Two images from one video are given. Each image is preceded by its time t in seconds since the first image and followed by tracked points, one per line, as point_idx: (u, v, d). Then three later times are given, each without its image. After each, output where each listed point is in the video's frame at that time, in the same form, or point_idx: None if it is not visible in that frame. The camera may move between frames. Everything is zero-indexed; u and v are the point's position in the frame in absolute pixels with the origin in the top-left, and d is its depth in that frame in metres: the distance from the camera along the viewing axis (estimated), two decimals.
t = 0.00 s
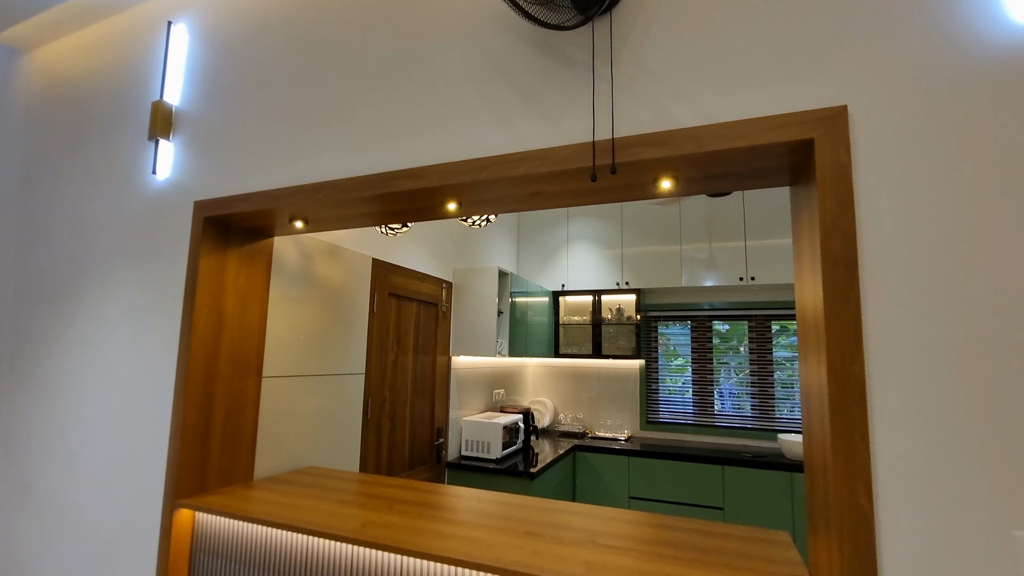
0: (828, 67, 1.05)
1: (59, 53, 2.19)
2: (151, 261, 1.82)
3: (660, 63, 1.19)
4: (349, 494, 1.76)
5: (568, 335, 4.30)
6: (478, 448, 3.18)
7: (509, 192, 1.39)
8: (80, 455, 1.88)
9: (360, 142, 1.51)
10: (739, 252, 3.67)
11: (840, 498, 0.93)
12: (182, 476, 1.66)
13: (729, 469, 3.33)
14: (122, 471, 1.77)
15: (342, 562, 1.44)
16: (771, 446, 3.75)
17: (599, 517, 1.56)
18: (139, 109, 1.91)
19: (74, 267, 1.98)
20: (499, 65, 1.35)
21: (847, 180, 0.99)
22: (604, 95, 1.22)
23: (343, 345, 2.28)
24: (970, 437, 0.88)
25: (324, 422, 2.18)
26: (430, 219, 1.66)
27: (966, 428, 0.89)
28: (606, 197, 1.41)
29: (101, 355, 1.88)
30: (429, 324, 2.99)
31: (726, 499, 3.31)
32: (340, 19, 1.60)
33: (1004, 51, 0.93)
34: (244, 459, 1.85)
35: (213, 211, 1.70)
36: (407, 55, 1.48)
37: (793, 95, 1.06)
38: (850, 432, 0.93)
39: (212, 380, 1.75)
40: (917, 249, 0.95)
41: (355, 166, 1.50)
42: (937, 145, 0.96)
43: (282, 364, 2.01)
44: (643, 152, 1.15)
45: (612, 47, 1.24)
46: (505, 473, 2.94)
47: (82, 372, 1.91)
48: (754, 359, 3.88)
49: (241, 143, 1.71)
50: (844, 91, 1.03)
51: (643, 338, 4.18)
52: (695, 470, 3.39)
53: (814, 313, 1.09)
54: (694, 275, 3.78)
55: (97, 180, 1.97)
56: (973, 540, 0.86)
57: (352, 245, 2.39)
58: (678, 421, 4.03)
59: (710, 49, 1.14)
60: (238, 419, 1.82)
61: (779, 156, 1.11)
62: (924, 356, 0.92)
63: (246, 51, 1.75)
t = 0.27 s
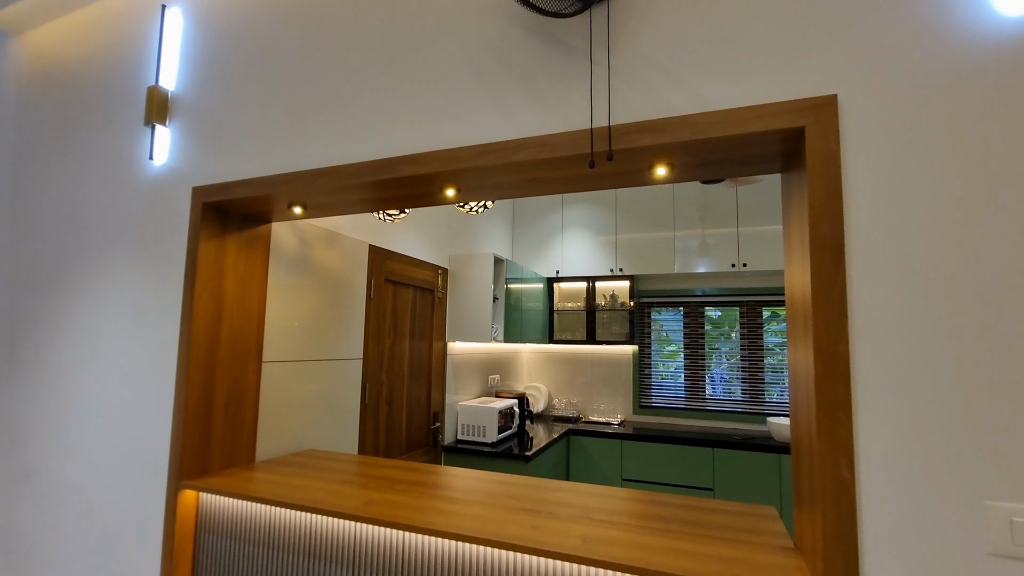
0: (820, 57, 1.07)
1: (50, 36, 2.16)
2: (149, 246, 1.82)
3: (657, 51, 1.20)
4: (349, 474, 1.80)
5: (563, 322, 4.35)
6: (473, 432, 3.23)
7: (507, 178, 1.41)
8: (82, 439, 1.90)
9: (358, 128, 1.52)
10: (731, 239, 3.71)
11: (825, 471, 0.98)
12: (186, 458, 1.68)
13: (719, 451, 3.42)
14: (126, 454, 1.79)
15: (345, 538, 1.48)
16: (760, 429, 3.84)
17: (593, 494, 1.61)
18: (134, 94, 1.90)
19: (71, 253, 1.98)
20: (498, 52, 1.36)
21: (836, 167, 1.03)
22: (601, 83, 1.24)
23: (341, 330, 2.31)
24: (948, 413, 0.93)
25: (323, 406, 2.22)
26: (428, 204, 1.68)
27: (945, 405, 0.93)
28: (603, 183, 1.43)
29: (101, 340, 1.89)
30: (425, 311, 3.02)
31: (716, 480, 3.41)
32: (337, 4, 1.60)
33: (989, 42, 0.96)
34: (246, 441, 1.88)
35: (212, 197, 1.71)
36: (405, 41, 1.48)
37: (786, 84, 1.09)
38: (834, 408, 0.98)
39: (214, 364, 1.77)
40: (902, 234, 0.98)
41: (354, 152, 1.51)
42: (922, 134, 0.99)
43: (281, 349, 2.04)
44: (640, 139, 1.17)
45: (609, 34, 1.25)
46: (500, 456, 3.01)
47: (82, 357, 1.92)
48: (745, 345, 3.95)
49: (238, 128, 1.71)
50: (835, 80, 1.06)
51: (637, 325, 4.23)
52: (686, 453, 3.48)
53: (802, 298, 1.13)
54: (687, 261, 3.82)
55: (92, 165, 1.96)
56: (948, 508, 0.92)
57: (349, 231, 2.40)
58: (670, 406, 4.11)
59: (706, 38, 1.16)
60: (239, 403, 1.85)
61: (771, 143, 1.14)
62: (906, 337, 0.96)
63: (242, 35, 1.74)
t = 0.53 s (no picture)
0: (811, 46, 1.09)
1: (41, 20, 2.14)
2: (147, 233, 1.83)
3: (652, 40, 1.22)
4: (349, 457, 1.83)
5: (557, 309, 4.39)
6: (469, 418, 3.25)
7: (504, 165, 1.43)
8: (82, 424, 1.92)
9: (355, 115, 1.52)
10: (724, 227, 3.75)
11: (809, 448, 1.02)
12: (187, 442, 1.71)
13: (710, 435, 3.49)
14: (127, 438, 1.81)
15: (346, 517, 1.52)
16: (751, 414, 3.92)
17: (587, 475, 1.66)
18: (128, 80, 1.89)
19: (67, 240, 1.98)
20: (494, 39, 1.37)
21: (824, 154, 1.05)
22: (597, 71, 1.26)
23: (338, 317, 2.33)
24: (927, 392, 0.97)
25: (322, 392, 2.25)
26: (425, 191, 1.69)
27: (924, 384, 0.97)
28: (598, 170, 1.46)
29: (99, 326, 1.90)
30: (421, 298, 3.05)
31: (707, 464, 3.48)
32: None
33: (972, 33, 0.99)
34: (246, 426, 1.91)
35: (209, 183, 1.72)
36: (402, 28, 1.49)
37: (777, 72, 1.11)
38: (819, 387, 1.02)
39: (213, 349, 1.79)
40: (887, 220, 1.02)
41: (351, 139, 1.52)
42: (907, 123, 1.02)
43: (280, 335, 2.06)
44: (634, 126, 1.20)
45: (605, 23, 1.27)
46: (495, 442, 3.04)
47: (82, 343, 1.93)
48: (736, 332, 4.00)
49: (234, 115, 1.71)
50: (825, 69, 1.08)
51: (630, 312, 4.28)
52: (678, 438, 3.55)
53: (790, 282, 1.17)
54: (680, 249, 3.86)
55: (87, 151, 1.96)
56: (926, 482, 0.96)
57: (346, 218, 2.42)
58: (662, 392, 4.18)
59: (700, 27, 1.18)
60: (239, 388, 1.88)
61: (762, 131, 1.16)
62: (888, 319, 1.00)
63: (237, 20, 1.74)
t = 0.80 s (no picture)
0: (804, 35, 1.11)
1: (35, 10, 2.13)
2: (145, 223, 1.84)
3: (647, 30, 1.23)
4: (349, 444, 1.86)
5: (554, 299, 4.42)
6: (467, 407, 3.29)
7: (501, 154, 1.44)
8: (84, 413, 1.93)
9: (353, 105, 1.53)
10: (720, 217, 3.78)
11: (799, 429, 1.05)
12: (190, 430, 1.73)
13: (705, 422, 3.54)
14: (129, 427, 1.83)
15: (348, 502, 1.55)
16: (745, 402, 3.97)
17: (584, 459, 1.69)
18: (125, 70, 1.89)
19: (66, 231, 1.99)
20: (491, 29, 1.38)
21: (816, 143, 1.07)
22: (593, 60, 1.27)
23: (337, 307, 2.35)
24: (913, 374, 1.00)
25: (322, 381, 2.27)
26: (423, 181, 1.71)
27: (910, 367, 1.00)
28: (594, 159, 1.47)
29: (99, 316, 1.91)
30: (419, 288, 3.07)
31: (702, 451, 3.54)
32: None
33: (961, 24, 1.01)
34: (247, 414, 1.93)
35: (208, 174, 1.72)
36: (398, 18, 1.49)
37: (770, 62, 1.13)
38: (808, 371, 1.05)
39: (214, 339, 1.81)
40: (876, 207, 1.04)
41: (348, 129, 1.53)
42: (897, 112, 1.04)
43: (279, 324, 2.08)
44: (630, 116, 1.21)
45: (601, 12, 1.28)
46: (493, 430, 3.07)
47: (82, 334, 1.94)
48: (732, 322, 4.04)
49: (232, 105, 1.71)
50: (817, 59, 1.10)
51: (627, 302, 4.32)
52: (674, 425, 3.60)
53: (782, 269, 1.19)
54: (676, 239, 3.88)
55: (84, 142, 1.96)
56: (912, 461, 0.99)
57: (344, 208, 2.43)
58: (658, 380, 4.22)
59: (695, 16, 1.19)
60: (240, 377, 1.90)
61: (756, 120, 1.18)
62: (876, 304, 1.03)
63: (233, 10, 1.73)
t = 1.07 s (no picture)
0: (799, 26, 1.12)
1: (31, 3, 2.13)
2: (145, 216, 1.84)
3: (644, 21, 1.24)
4: (350, 434, 1.89)
5: (551, 292, 4.44)
6: (466, 398, 3.32)
7: (499, 146, 1.45)
8: (86, 405, 1.95)
9: (351, 97, 1.54)
10: (716, 209, 3.79)
11: (792, 414, 1.07)
12: (193, 421, 1.75)
13: (701, 413, 3.58)
14: (131, 419, 1.85)
15: (350, 490, 1.58)
16: (741, 393, 4.01)
17: (582, 447, 1.72)
18: (122, 63, 1.89)
19: (65, 225, 2.00)
20: (489, 20, 1.39)
21: (810, 134, 1.09)
22: (590, 52, 1.28)
23: (336, 299, 2.36)
24: (903, 360, 1.02)
25: (322, 372, 2.29)
26: (422, 173, 1.72)
27: (900, 352, 1.03)
28: (591, 151, 1.48)
29: (100, 309, 1.92)
30: (417, 281, 3.08)
31: (698, 441, 3.58)
32: None
33: (952, 15, 1.02)
34: (249, 405, 1.95)
35: (207, 166, 1.73)
36: (396, 9, 1.50)
37: (766, 53, 1.14)
38: (801, 357, 1.07)
39: (215, 331, 1.82)
40: (869, 196, 1.06)
41: (347, 121, 1.53)
42: (890, 102, 1.06)
43: (279, 316, 2.09)
44: (627, 107, 1.22)
45: (598, 4, 1.29)
46: (492, 421, 3.10)
47: (82, 327, 1.96)
48: (728, 313, 4.07)
49: (230, 97, 1.72)
50: (811, 50, 1.11)
51: (624, 294, 4.34)
52: (671, 416, 3.63)
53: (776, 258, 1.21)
54: (673, 231, 3.90)
55: (83, 135, 1.97)
56: (901, 444, 1.02)
57: (342, 201, 2.44)
58: (655, 371, 4.26)
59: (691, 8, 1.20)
60: (241, 368, 1.91)
61: (751, 111, 1.20)
62: (868, 291, 1.05)
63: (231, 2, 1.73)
